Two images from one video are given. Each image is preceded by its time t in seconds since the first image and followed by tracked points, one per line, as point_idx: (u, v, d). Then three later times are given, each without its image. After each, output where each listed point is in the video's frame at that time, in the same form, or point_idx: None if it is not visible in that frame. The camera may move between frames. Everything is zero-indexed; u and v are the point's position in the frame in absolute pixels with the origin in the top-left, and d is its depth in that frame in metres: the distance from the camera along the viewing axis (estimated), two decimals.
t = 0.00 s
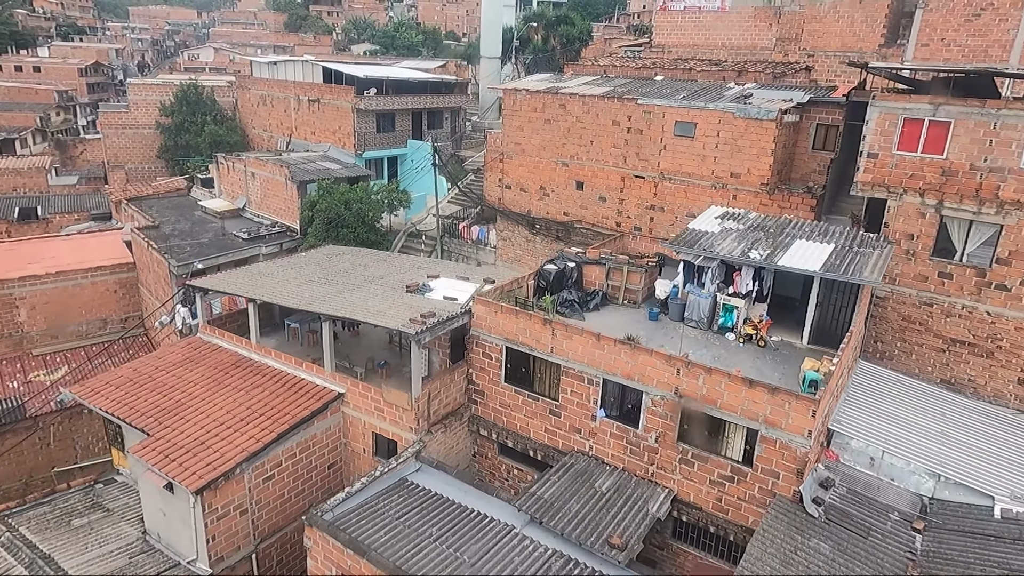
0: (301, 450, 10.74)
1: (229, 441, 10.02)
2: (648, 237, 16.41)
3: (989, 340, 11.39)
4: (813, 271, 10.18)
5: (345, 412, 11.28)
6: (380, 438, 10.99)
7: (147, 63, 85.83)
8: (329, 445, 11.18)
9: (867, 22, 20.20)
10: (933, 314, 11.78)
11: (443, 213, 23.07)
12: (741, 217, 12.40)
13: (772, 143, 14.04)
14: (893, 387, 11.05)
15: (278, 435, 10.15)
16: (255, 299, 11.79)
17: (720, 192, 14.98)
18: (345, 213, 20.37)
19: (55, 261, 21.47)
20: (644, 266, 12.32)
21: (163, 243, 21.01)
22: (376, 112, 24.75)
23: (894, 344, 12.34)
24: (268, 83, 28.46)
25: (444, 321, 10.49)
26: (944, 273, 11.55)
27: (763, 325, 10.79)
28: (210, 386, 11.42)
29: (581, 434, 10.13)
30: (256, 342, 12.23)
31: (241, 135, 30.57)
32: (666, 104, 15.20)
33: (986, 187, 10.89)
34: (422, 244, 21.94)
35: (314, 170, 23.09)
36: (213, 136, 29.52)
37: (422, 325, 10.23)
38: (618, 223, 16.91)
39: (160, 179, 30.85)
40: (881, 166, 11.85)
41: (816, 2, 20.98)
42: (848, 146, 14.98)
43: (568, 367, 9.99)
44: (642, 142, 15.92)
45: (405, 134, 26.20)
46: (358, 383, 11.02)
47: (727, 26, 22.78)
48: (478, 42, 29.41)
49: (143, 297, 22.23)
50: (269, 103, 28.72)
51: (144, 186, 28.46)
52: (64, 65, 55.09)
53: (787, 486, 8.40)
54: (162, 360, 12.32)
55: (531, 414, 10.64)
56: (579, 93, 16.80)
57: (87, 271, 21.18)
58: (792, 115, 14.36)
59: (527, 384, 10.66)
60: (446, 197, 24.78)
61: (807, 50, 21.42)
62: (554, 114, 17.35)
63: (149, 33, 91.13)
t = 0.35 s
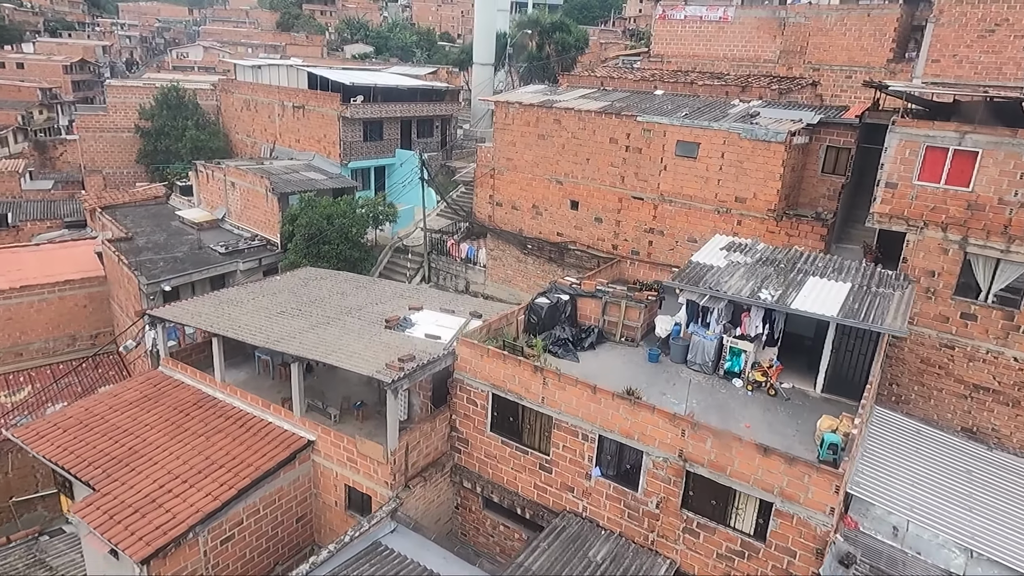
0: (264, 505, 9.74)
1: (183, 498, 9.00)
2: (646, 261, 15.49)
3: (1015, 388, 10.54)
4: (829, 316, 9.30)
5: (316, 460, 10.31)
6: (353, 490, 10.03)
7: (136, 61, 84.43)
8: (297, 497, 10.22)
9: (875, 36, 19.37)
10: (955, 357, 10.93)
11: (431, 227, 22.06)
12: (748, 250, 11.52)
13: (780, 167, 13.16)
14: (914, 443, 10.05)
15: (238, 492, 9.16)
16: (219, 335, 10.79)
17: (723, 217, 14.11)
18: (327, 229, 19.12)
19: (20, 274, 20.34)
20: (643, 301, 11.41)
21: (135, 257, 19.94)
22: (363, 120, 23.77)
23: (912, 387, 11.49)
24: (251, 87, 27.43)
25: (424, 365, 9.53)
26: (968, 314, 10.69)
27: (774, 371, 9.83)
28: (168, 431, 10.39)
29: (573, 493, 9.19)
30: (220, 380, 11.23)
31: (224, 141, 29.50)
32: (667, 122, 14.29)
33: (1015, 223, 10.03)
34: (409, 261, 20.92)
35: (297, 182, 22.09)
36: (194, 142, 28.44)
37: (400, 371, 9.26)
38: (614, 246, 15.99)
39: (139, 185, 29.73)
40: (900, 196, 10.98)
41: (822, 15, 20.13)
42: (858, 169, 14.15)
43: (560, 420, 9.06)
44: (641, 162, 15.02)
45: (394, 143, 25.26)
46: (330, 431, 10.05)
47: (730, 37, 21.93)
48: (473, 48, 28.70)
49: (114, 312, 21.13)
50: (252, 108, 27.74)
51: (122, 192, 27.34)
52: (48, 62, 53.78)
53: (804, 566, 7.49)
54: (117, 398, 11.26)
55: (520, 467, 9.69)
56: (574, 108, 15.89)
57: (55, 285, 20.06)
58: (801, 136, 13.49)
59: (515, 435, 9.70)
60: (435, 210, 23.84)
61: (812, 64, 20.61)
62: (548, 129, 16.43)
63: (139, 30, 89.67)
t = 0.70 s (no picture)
0: (232, 572, 8.81)
1: (140, 570, 8.06)
2: (652, 285, 14.55)
3: None
4: (861, 365, 8.36)
5: (292, 519, 9.38)
6: (332, 554, 9.10)
7: (132, 63, 83.47)
8: (271, 560, 9.30)
9: (892, 43, 18.41)
10: (993, 403, 10.01)
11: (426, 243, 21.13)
12: (765, 283, 10.59)
13: (798, 189, 12.22)
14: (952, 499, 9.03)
15: (203, 562, 8.23)
16: (188, 378, 9.87)
17: (734, 242, 13.19)
18: (315, 247, 18.16)
19: None
20: (651, 340, 10.47)
21: (115, 275, 19.01)
22: (356, 130, 22.86)
23: (944, 433, 10.57)
24: (241, 95, 26.52)
25: (410, 419, 8.60)
26: (1008, 356, 9.77)
27: (797, 422, 8.97)
28: (130, 486, 9.45)
29: (575, 562, 8.27)
30: (190, 426, 10.31)
31: (213, 149, 28.59)
32: (675, 139, 13.36)
33: None
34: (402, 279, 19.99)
35: (286, 195, 21.17)
36: (182, 151, 27.50)
37: (384, 426, 8.34)
38: (618, 268, 15.05)
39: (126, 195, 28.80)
40: (934, 227, 10.03)
41: (835, 21, 19.23)
42: (880, 189, 13.21)
43: (560, 483, 8.12)
44: (647, 180, 14.09)
45: (388, 153, 24.37)
46: (307, 487, 9.12)
47: (738, 44, 20.98)
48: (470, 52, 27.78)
49: (93, 332, 20.19)
50: (242, 116, 26.87)
51: (107, 203, 26.41)
52: (41, 65, 52.90)
53: None
54: (77, 447, 10.30)
55: (516, 530, 8.77)
56: (576, 122, 14.96)
57: (31, 305, 19.12)
58: (820, 156, 12.56)
59: (511, 495, 8.78)
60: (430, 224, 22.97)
61: (824, 72, 19.68)
62: (548, 144, 15.51)
63: (135, 31, 88.68)
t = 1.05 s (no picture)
0: None
1: None
2: (657, 309, 13.62)
3: None
4: (897, 423, 7.41)
5: None
6: None
7: (124, 62, 82.27)
8: None
9: (908, 47, 17.49)
10: None
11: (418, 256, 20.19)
12: (784, 318, 9.68)
13: (816, 209, 11.28)
14: (992, 540, 8.19)
15: None
16: (147, 430, 8.92)
17: (746, 265, 12.26)
18: (301, 264, 17.20)
19: None
20: (659, 382, 9.56)
21: (90, 293, 18.04)
22: (345, 137, 21.89)
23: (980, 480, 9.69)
24: (227, 99, 25.54)
25: (391, 483, 7.68)
26: None
27: (823, 478, 8.04)
28: (83, 551, 8.53)
29: None
30: (152, 479, 9.38)
31: (200, 156, 27.61)
32: (682, 154, 12.42)
33: None
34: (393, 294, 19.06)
35: (271, 207, 20.22)
36: (166, 157, 26.49)
37: (361, 493, 7.41)
38: (620, 290, 14.13)
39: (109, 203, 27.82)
40: (970, 258, 9.06)
41: (848, 22, 18.39)
42: (901, 207, 12.32)
43: (560, 557, 7.21)
44: (651, 198, 13.16)
45: (380, 161, 23.41)
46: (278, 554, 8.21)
47: (745, 46, 20.02)
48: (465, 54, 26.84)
49: (69, 352, 19.22)
50: (229, 121, 25.89)
51: (88, 213, 25.42)
52: (29, 65, 51.83)
53: None
54: (28, 502, 9.37)
55: None
56: (575, 134, 14.01)
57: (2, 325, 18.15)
58: (840, 173, 11.62)
59: (505, 564, 7.88)
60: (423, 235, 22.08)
61: (836, 76, 18.75)
62: (546, 157, 14.57)
63: (126, 29, 87.37)
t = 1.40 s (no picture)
0: None
1: None
2: (666, 336, 12.70)
3: None
4: (947, 496, 6.42)
5: None
6: None
7: (119, 61, 81.27)
8: None
9: (930, 51, 16.52)
10: None
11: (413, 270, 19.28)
12: (811, 362, 8.74)
13: (841, 235, 10.33)
14: None
15: None
16: (100, 492, 8.00)
17: (763, 292, 11.33)
18: (288, 283, 16.28)
19: None
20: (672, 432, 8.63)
21: (67, 313, 17.15)
22: (336, 145, 20.97)
23: None
24: (216, 104, 24.60)
25: (370, 563, 6.76)
26: None
27: (859, 549, 7.07)
28: None
29: None
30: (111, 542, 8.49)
31: (188, 163, 26.70)
32: (694, 172, 11.48)
33: None
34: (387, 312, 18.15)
35: (259, 220, 19.29)
36: (153, 164, 25.57)
37: None
38: (626, 315, 13.21)
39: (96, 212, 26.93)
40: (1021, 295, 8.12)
41: (865, 24, 17.44)
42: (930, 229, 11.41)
43: None
44: (659, 217, 12.22)
45: (373, 169, 22.48)
46: None
47: (756, 49, 19.06)
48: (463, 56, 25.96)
49: (48, 374, 18.35)
50: (217, 127, 24.97)
51: (72, 223, 24.52)
52: (21, 66, 50.93)
53: None
54: None
55: None
56: (578, 147, 13.07)
57: None
58: (866, 194, 10.68)
59: None
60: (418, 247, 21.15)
61: (852, 81, 17.80)
62: (546, 172, 13.65)
63: (122, 27, 86.32)
